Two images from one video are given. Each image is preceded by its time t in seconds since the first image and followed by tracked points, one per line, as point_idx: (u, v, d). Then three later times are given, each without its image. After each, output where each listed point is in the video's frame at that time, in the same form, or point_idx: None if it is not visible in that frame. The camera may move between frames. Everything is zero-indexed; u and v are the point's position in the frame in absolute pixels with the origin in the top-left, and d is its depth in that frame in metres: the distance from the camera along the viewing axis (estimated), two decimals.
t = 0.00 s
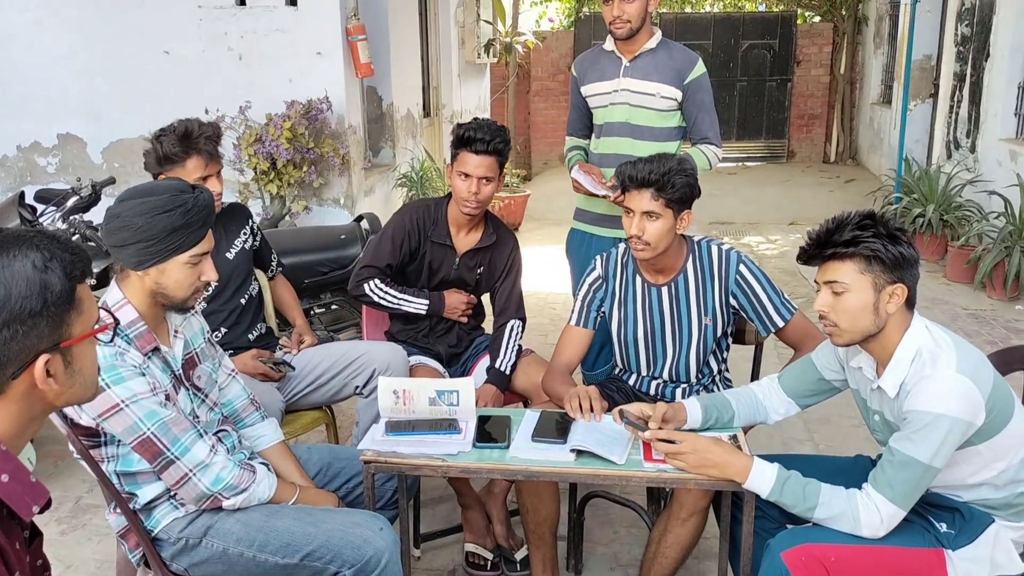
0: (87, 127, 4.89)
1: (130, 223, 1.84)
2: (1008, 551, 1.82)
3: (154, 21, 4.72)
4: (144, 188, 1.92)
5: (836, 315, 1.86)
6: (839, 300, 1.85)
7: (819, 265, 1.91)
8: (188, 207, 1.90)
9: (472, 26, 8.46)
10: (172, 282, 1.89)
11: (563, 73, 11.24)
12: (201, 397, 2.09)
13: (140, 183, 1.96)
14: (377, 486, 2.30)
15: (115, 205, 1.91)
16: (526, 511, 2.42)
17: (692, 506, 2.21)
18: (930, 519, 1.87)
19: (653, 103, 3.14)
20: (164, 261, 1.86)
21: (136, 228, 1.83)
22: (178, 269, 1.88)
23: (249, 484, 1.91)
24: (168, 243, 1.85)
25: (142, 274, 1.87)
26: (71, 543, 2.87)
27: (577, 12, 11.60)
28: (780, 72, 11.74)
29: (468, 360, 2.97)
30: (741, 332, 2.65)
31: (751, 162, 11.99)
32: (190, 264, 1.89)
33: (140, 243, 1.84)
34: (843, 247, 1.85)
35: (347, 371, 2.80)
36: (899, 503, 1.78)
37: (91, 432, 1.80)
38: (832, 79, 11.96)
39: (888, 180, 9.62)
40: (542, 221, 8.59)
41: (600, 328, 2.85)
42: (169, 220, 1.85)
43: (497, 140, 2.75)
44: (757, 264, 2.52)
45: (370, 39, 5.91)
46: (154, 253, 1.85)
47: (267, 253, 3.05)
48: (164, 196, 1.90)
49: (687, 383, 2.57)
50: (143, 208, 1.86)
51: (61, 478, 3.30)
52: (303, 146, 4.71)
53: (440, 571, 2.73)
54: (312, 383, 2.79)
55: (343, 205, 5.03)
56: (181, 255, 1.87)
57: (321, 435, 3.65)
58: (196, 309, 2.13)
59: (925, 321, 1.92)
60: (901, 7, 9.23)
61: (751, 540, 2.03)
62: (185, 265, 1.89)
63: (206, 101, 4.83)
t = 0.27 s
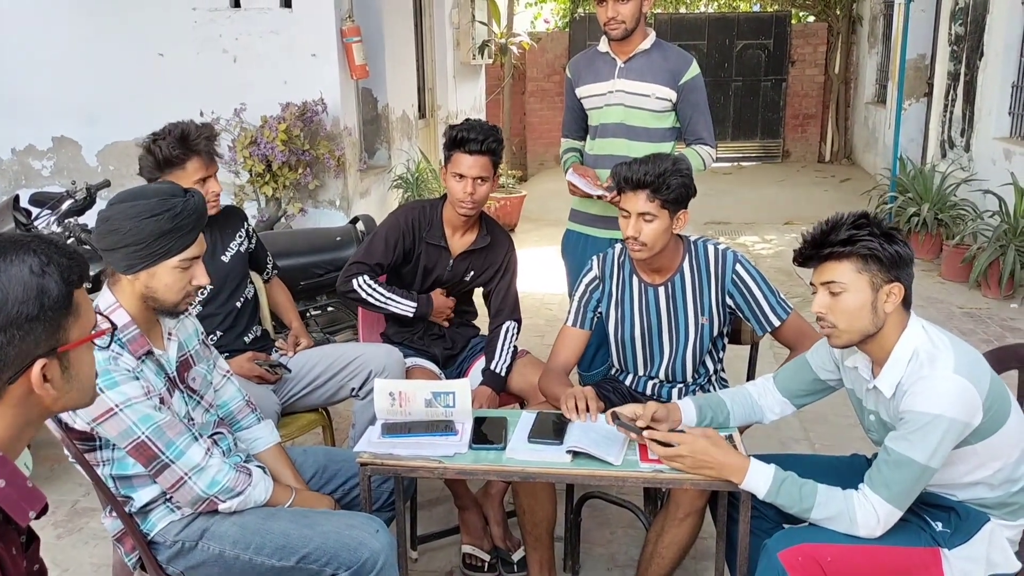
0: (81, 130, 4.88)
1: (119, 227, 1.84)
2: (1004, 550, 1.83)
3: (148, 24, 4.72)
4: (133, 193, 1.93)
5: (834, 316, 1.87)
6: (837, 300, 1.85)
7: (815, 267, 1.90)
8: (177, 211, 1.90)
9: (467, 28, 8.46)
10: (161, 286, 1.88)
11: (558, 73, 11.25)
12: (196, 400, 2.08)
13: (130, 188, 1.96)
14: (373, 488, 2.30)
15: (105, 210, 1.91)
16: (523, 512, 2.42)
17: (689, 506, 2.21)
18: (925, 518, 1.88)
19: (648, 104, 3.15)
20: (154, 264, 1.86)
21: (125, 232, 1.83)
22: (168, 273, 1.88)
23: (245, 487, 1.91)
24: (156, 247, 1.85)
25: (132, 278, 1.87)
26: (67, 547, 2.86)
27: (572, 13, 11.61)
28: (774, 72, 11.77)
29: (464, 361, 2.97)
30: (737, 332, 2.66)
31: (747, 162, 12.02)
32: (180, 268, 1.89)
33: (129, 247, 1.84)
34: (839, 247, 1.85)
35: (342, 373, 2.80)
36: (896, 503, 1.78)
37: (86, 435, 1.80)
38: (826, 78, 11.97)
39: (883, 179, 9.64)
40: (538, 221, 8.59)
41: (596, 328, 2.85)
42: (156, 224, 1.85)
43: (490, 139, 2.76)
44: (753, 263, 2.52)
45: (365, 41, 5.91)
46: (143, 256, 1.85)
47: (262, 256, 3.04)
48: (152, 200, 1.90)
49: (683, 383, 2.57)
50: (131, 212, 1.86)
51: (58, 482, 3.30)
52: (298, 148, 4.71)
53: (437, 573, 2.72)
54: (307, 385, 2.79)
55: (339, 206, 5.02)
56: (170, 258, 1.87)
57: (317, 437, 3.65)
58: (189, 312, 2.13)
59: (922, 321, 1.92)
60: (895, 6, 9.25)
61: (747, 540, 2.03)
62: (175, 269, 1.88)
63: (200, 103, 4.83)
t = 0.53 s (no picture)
0: (76, 133, 4.87)
1: (116, 233, 1.84)
2: (1000, 550, 1.83)
3: (143, 26, 4.71)
4: (131, 198, 1.93)
5: (832, 318, 1.87)
6: (835, 302, 1.85)
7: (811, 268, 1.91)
8: (174, 215, 1.89)
9: (463, 30, 8.46)
10: (160, 291, 1.89)
11: (553, 76, 11.26)
12: (194, 403, 2.08)
13: (127, 193, 1.96)
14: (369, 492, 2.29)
15: (101, 215, 1.91)
16: (519, 514, 2.42)
17: (685, 508, 2.21)
18: (921, 519, 1.88)
19: (643, 106, 3.15)
20: (152, 269, 1.86)
21: (122, 238, 1.84)
22: (166, 278, 1.88)
23: (242, 491, 1.91)
24: (154, 252, 1.85)
25: (131, 283, 1.87)
26: (62, 551, 2.86)
27: (567, 15, 11.63)
28: (770, 74, 11.80)
29: (460, 363, 2.97)
30: (732, 334, 2.66)
31: (742, 164, 12.04)
32: (178, 273, 1.89)
33: (126, 252, 1.84)
34: (838, 249, 1.86)
35: (338, 376, 2.79)
36: (894, 505, 1.78)
37: (82, 439, 1.80)
38: (821, 81, 12.00)
39: (877, 181, 9.67)
40: (534, 224, 8.59)
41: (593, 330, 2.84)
42: (154, 229, 1.85)
43: (482, 141, 2.76)
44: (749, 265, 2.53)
45: (360, 44, 5.91)
46: (141, 261, 1.85)
47: (257, 260, 3.03)
48: (148, 205, 1.90)
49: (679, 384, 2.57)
50: (128, 217, 1.86)
51: (52, 486, 3.29)
52: (294, 151, 4.71)
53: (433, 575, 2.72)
54: (303, 388, 2.79)
55: (335, 209, 5.01)
56: (168, 263, 1.87)
57: (313, 441, 3.65)
58: (189, 315, 2.12)
59: (915, 324, 1.93)
60: (890, 9, 9.28)
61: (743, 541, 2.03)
62: (173, 273, 1.88)
63: (195, 106, 4.82)
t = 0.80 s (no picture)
0: (78, 134, 4.88)
1: (114, 234, 1.85)
2: (1005, 550, 1.82)
3: (145, 27, 4.72)
4: (129, 199, 1.93)
5: (846, 311, 1.86)
6: (849, 296, 1.85)
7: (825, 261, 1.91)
8: (170, 215, 1.90)
9: (465, 31, 8.46)
10: (158, 291, 1.88)
11: (555, 76, 11.27)
12: (195, 404, 2.08)
13: (125, 194, 1.97)
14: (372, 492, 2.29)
15: (99, 216, 1.91)
16: (522, 514, 2.41)
17: (687, 507, 2.21)
18: (927, 519, 1.87)
19: (646, 107, 3.15)
20: (151, 269, 1.86)
21: (120, 239, 1.84)
22: (164, 278, 1.88)
23: (243, 492, 1.91)
24: (152, 252, 1.85)
25: (129, 284, 1.87)
26: (65, 552, 2.86)
27: (569, 16, 11.64)
28: (772, 74, 11.79)
29: (462, 364, 2.96)
30: (736, 334, 2.65)
31: (744, 165, 12.03)
32: (176, 273, 1.89)
33: (124, 253, 1.84)
34: (853, 244, 1.86)
35: (340, 376, 2.79)
36: (916, 504, 1.76)
37: (84, 441, 1.79)
38: (823, 81, 12.00)
39: (879, 181, 9.66)
40: (536, 224, 8.59)
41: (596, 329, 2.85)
42: (150, 229, 1.85)
43: (481, 141, 2.76)
44: (752, 265, 2.53)
45: (362, 45, 5.91)
46: (139, 262, 1.85)
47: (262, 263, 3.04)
48: (145, 205, 1.90)
49: (682, 384, 2.57)
50: (125, 218, 1.87)
51: (55, 487, 3.29)
52: (296, 151, 4.71)
53: None
54: (305, 388, 2.78)
55: (337, 210, 5.01)
56: (166, 263, 1.87)
57: (315, 441, 3.65)
58: (189, 316, 2.12)
59: (926, 322, 1.94)
60: (892, 9, 9.27)
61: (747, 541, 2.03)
62: (171, 273, 1.88)
63: (197, 107, 4.82)
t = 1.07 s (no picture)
0: (85, 134, 4.89)
1: (124, 232, 1.86)
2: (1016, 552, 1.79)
3: (152, 27, 4.73)
4: (138, 197, 1.94)
5: (875, 293, 1.84)
6: (877, 278, 1.83)
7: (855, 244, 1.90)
8: (180, 213, 1.91)
9: (470, 31, 8.47)
10: (168, 288, 1.89)
11: (560, 76, 11.28)
12: (202, 402, 2.08)
13: (135, 192, 1.98)
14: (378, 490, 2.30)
15: (109, 214, 1.92)
16: (527, 513, 2.41)
17: (691, 507, 2.22)
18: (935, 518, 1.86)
19: (652, 106, 3.15)
20: (160, 267, 1.87)
21: (130, 237, 1.85)
22: (174, 276, 1.89)
23: (250, 490, 1.91)
24: (163, 250, 1.86)
25: (139, 281, 1.88)
26: (72, 550, 2.87)
27: (574, 15, 11.63)
28: (777, 74, 11.78)
29: (468, 363, 2.97)
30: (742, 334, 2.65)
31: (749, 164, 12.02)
32: (185, 271, 1.90)
33: (134, 251, 1.85)
34: (884, 225, 1.85)
35: (342, 369, 2.79)
36: (991, 497, 1.67)
37: (92, 438, 1.80)
38: (829, 81, 11.97)
39: (885, 181, 9.64)
40: (541, 224, 8.59)
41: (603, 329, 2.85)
42: (161, 227, 1.86)
43: (484, 140, 2.76)
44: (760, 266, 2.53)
45: (368, 44, 5.92)
46: (149, 260, 1.85)
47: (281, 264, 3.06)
48: (155, 203, 1.91)
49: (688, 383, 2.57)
50: (136, 216, 1.88)
51: (63, 485, 3.30)
52: (302, 151, 4.73)
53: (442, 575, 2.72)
54: (308, 384, 2.79)
55: (342, 209, 5.02)
56: (176, 261, 1.88)
57: (321, 440, 3.66)
58: (197, 314, 2.12)
59: (950, 313, 1.92)
60: (898, 8, 9.24)
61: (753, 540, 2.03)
62: (180, 271, 1.89)
63: (203, 107, 4.84)
